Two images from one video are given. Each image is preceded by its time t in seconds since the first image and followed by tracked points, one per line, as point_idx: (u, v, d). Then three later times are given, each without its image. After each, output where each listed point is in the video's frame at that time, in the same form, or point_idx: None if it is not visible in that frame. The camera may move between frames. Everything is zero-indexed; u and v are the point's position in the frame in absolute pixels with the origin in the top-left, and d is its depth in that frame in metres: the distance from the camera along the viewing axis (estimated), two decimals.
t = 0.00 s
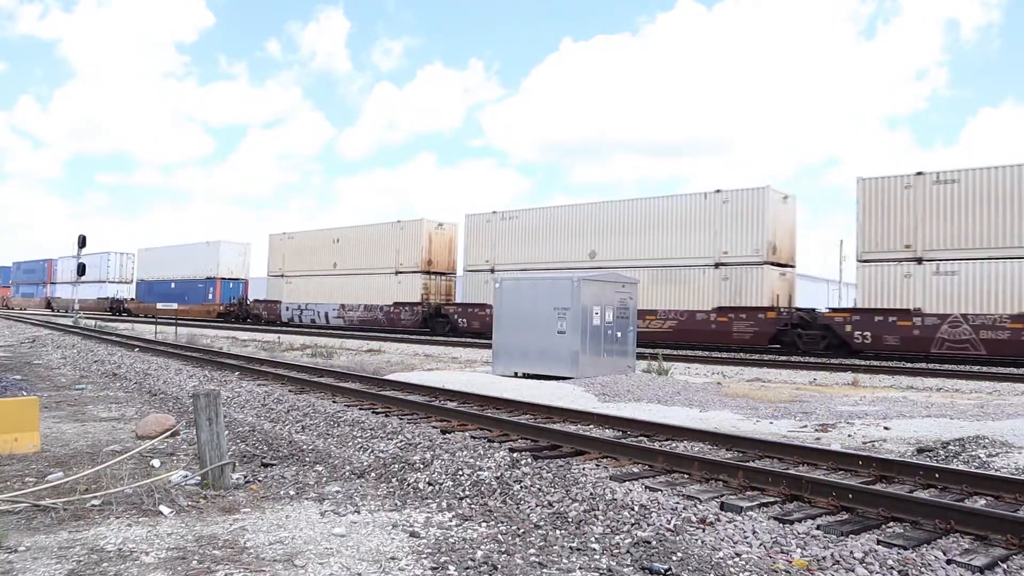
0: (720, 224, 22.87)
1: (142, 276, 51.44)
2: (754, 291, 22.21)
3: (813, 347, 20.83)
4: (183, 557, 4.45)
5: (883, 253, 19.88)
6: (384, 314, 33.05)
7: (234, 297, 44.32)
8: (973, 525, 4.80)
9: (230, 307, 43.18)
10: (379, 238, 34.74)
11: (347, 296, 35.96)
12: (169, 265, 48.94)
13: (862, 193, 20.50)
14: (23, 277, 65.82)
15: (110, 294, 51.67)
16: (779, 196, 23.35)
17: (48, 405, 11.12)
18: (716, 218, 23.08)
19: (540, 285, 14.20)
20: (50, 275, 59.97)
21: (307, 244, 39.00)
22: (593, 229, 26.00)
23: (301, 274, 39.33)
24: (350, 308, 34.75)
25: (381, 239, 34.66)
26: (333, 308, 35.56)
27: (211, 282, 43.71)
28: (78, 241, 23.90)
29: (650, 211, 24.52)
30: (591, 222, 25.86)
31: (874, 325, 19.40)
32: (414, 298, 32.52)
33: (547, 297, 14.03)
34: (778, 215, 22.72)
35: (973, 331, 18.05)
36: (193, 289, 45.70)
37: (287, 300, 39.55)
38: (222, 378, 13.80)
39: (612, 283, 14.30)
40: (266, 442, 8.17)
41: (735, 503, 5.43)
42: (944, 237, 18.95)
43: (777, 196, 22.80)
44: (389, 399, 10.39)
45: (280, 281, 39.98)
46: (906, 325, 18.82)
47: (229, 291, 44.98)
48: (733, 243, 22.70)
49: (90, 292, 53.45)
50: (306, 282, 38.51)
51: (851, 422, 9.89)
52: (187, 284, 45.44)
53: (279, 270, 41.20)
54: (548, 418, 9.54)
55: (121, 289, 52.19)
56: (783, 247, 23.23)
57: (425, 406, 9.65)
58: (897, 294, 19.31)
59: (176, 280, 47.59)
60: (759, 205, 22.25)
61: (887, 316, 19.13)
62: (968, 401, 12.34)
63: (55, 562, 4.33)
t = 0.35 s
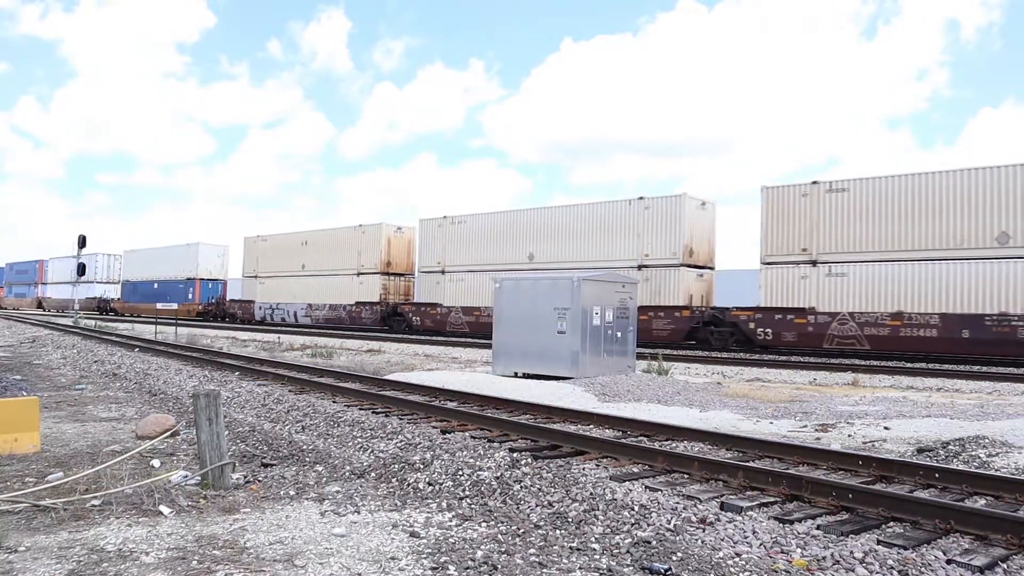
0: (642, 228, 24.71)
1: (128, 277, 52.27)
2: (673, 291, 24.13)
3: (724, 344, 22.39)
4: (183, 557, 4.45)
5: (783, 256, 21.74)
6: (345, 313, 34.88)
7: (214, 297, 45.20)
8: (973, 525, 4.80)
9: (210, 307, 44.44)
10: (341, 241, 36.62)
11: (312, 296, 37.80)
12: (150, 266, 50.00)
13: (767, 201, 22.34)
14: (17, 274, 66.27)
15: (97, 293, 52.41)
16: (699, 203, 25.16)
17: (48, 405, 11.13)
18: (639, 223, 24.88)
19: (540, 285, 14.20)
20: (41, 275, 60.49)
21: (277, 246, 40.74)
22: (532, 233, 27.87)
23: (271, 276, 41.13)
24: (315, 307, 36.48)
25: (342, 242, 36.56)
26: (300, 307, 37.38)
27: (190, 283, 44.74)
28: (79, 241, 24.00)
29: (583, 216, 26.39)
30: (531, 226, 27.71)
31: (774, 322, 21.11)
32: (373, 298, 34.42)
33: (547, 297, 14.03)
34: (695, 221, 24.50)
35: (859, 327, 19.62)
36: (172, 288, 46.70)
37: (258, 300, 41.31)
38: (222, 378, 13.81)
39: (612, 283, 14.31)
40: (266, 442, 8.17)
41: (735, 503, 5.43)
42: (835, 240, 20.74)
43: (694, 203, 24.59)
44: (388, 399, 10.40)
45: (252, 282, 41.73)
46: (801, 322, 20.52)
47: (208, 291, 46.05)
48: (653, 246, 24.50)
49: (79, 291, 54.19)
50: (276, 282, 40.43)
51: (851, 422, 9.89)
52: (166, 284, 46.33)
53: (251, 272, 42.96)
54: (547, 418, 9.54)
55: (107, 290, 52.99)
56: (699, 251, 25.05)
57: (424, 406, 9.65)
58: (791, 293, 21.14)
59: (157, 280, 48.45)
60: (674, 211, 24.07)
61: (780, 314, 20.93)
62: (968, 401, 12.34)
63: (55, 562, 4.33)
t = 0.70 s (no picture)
0: (575, 233, 26.60)
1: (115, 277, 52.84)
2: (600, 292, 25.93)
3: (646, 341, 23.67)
4: (183, 557, 4.45)
5: (696, 259, 23.22)
6: (311, 312, 36.56)
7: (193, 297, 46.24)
8: (973, 525, 4.80)
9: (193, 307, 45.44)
10: (307, 243, 38.22)
11: (283, 296, 39.51)
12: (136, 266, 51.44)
13: (682, 209, 23.86)
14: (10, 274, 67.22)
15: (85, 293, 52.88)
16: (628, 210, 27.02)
17: (48, 405, 11.12)
18: (573, 228, 26.74)
19: (540, 285, 14.20)
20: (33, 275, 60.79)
21: (252, 248, 42.40)
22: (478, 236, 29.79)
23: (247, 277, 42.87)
24: (284, 307, 38.33)
25: (309, 244, 38.13)
26: (271, 307, 39.06)
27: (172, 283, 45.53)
28: (79, 241, 24.03)
29: (523, 221, 28.31)
30: (476, 231, 29.63)
31: (687, 320, 22.38)
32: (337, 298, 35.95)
33: (547, 297, 14.03)
34: (622, 226, 26.35)
35: (762, 325, 21.15)
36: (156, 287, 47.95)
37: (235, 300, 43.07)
38: (222, 378, 13.81)
39: (612, 283, 14.30)
40: (266, 442, 8.17)
41: (735, 503, 5.43)
42: (740, 244, 22.31)
43: (623, 210, 26.40)
44: (389, 399, 10.40)
45: (229, 283, 43.47)
46: (711, 321, 21.89)
47: (190, 291, 46.97)
48: (584, 249, 26.40)
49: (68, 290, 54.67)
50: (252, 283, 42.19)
51: (851, 422, 9.89)
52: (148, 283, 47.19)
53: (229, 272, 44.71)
54: (547, 418, 9.54)
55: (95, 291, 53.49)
56: (627, 254, 26.89)
57: (424, 406, 9.65)
58: (703, 292, 22.57)
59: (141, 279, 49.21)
60: (604, 216, 25.98)
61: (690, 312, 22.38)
62: (968, 401, 12.34)
63: (56, 562, 4.33)
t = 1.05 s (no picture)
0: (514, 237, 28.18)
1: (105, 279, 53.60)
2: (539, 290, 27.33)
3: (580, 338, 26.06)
4: (183, 557, 4.45)
5: (623, 261, 25.18)
6: (282, 311, 38.37)
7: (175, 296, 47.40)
8: (973, 525, 4.80)
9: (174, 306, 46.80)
10: (277, 245, 39.67)
11: (257, 296, 41.15)
12: (123, 268, 52.89)
13: (611, 215, 25.87)
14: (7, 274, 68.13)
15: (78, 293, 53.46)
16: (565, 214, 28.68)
17: (48, 405, 11.13)
18: (513, 232, 28.35)
19: (540, 285, 14.20)
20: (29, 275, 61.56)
21: (229, 250, 43.99)
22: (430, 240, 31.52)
23: (224, 278, 44.43)
24: (258, 307, 40.18)
25: (279, 246, 39.56)
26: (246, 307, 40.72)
27: (155, 282, 46.90)
28: (79, 241, 24.09)
29: (468, 226, 29.98)
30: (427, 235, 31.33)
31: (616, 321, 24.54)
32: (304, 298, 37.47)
33: (547, 297, 14.03)
34: (559, 230, 27.97)
35: (678, 323, 23.06)
36: (140, 287, 49.31)
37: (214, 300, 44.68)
38: (221, 378, 13.81)
39: (612, 283, 14.30)
40: (266, 442, 8.17)
41: (735, 503, 5.43)
42: (660, 247, 24.24)
43: (559, 214, 28.02)
44: (388, 399, 10.40)
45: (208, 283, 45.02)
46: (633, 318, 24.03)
47: (173, 291, 48.33)
48: (523, 252, 28.01)
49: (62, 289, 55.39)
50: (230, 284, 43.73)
51: (851, 422, 9.89)
52: (133, 283, 48.66)
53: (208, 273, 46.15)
54: (547, 417, 9.54)
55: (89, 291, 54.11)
56: (565, 256, 28.51)
57: (424, 406, 9.65)
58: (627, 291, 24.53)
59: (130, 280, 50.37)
60: (538, 221, 27.52)
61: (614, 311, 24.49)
62: (968, 401, 12.34)
63: (55, 562, 4.33)
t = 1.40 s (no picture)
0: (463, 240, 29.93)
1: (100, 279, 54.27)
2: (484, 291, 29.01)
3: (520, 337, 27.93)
4: (183, 557, 4.46)
5: (557, 264, 26.10)
6: (252, 310, 39.83)
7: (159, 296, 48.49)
8: (973, 525, 4.80)
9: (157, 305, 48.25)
10: (249, 247, 41.12)
11: (230, 296, 42.52)
12: (114, 269, 54.21)
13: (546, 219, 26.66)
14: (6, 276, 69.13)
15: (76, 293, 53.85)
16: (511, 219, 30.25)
17: (48, 405, 11.12)
18: (462, 236, 30.05)
19: (540, 285, 14.19)
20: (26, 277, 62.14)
21: (206, 251, 45.37)
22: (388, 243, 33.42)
23: (202, 278, 45.77)
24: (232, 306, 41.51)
25: (250, 248, 41.07)
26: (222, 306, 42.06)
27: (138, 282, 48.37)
28: (78, 241, 24.17)
29: (422, 229, 31.82)
30: (386, 238, 33.20)
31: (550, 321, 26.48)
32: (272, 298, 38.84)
33: (547, 297, 14.03)
34: (504, 234, 29.61)
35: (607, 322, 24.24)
36: (127, 287, 50.63)
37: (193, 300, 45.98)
38: (221, 378, 13.81)
39: (612, 283, 14.29)
40: (266, 442, 8.17)
41: (735, 503, 5.43)
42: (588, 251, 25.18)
43: (504, 219, 29.61)
44: (388, 399, 10.40)
45: (188, 283, 46.34)
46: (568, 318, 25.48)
47: (156, 291, 49.58)
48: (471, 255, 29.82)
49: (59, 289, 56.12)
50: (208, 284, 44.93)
51: (851, 422, 9.89)
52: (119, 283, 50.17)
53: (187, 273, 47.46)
54: (547, 418, 9.54)
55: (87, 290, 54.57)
56: (510, 258, 30.21)
57: (424, 406, 9.65)
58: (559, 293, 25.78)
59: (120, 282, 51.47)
60: (484, 225, 29.30)
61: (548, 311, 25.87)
62: (968, 401, 12.34)
63: (55, 562, 4.33)
